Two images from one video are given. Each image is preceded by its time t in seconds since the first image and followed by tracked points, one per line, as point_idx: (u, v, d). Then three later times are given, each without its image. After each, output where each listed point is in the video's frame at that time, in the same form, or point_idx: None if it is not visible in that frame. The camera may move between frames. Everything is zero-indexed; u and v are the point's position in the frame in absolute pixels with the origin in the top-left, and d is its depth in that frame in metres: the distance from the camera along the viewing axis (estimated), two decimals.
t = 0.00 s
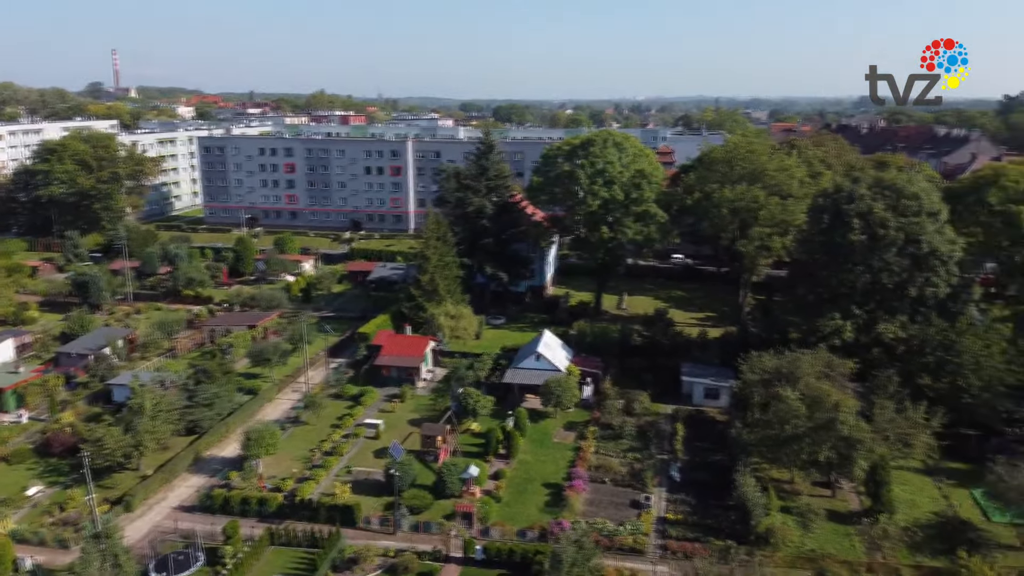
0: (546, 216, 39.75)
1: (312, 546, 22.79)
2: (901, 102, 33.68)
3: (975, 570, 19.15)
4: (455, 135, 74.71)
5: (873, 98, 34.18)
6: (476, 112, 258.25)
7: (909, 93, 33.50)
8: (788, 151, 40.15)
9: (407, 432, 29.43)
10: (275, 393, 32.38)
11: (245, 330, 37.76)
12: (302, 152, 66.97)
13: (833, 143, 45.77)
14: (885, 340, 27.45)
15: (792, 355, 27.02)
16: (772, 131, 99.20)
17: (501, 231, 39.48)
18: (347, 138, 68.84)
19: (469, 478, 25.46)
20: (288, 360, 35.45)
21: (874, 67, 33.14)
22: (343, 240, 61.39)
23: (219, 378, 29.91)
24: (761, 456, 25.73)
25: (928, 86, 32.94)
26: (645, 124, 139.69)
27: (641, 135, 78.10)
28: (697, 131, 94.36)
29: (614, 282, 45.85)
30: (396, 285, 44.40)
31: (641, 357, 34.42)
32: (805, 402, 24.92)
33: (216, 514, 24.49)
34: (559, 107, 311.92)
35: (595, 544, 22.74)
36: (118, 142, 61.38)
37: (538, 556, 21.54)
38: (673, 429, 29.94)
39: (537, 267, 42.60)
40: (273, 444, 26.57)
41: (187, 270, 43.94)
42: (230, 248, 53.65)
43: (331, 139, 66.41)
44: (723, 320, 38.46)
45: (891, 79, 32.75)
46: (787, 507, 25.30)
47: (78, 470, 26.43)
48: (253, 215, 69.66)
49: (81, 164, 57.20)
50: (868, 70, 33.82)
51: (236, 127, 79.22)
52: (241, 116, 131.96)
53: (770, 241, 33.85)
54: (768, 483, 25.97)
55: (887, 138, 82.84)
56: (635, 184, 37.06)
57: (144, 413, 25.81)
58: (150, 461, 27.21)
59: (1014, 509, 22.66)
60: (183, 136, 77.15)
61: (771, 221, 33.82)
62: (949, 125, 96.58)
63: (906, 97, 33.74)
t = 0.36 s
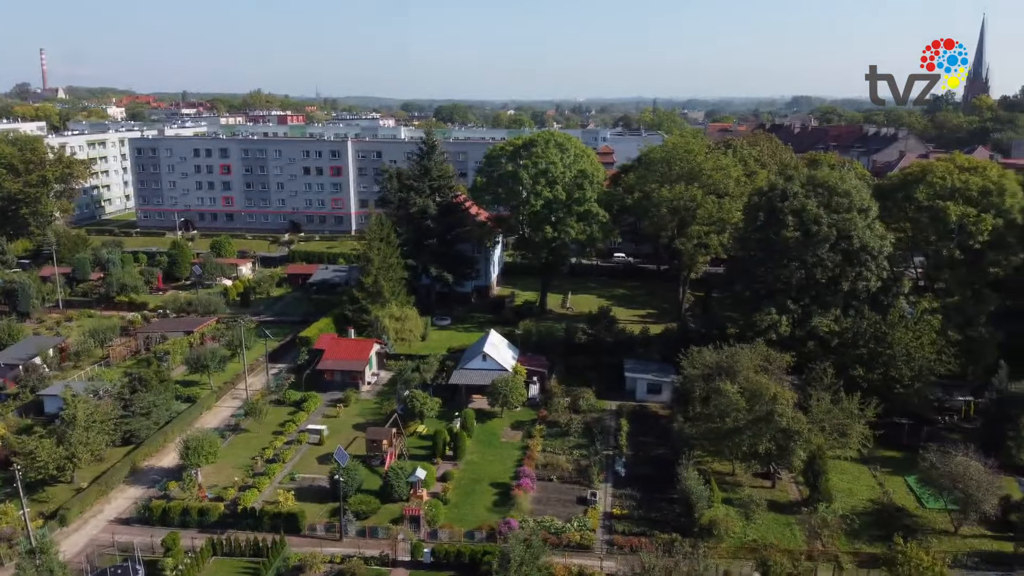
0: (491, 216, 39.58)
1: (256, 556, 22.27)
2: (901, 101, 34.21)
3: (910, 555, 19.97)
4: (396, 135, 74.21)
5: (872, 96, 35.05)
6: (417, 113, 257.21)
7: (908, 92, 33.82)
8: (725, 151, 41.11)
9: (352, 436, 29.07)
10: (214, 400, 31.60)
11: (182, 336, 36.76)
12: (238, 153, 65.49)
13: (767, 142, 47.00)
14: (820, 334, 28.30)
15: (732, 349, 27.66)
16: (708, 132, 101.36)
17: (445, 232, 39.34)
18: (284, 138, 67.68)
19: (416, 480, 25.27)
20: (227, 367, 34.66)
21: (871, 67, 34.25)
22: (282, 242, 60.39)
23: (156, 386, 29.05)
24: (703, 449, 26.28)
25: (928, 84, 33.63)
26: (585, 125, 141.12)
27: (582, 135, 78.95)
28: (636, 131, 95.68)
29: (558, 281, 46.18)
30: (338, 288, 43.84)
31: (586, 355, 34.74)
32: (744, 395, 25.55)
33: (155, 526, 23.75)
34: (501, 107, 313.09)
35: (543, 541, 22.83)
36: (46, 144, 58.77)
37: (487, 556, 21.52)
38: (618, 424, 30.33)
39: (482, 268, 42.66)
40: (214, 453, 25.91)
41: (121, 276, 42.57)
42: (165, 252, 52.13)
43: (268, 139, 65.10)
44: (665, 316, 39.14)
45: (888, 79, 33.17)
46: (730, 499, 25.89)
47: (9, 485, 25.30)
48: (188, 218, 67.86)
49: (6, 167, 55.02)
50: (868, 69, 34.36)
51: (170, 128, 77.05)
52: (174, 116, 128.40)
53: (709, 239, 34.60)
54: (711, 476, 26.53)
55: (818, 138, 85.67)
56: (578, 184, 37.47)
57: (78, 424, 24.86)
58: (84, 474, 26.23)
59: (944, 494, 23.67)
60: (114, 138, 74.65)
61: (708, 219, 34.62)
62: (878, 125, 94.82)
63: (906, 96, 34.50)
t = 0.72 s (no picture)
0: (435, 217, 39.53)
1: (198, 567, 21.64)
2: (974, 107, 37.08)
3: (850, 542, 20.63)
4: (336, 135, 73.26)
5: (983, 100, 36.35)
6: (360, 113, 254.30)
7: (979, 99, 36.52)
8: (663, 151, 41.83)
9: (296, 442, 28.58)
10: (151, 409, 30.68)
11: (116, 343, 35.58)
12: (172, 154, 63.73)
13: (704, 142, 47.94)
14: (758, 329, 28.99)
15: (673, 344, 28.15)
16: (648, 132, 102.95)
17: (388, 232, 38.98)
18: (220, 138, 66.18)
19: (362, 485, 24.96)
20: (164, 374, 33.69)
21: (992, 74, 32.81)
22: (219, 245, 59.00)
23: (90, 396, 28.05)
24: (647, 444, 26.69)
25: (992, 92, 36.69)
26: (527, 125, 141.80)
27: (524, 135, 79.33)
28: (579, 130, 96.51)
29: (503, 281, 46.25)
30: (278, 291, 43.05)
31: (532, 354, 34.89)
32: (686, 390, 26.05)
33: (92, 539, 22.92)
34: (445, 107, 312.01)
35: (491, 541, 22.79)
36: None
37: (436, 559, 21.39)
38: (564, 422, 30.55)
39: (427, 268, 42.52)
40: (152, 463, 25.14)
41: (50, 282, 41.00)
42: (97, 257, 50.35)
43: (203, 140, 63.54)
44: (608, 314, 39.58)
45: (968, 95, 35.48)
46: (675, 492, 26.34)
47: None
48: (121, 221, 65.69)
49: None
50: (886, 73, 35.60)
51: (101, 129, 74.56)
52: (105, 117, 124.37)
53: (649, 238, 35.14)
54: (656, 470, 26.96)
55: (754, 137, 87.83)
56: (521, 184, 37.76)
57: (9, 436, 23.78)
58: (15, 488, 25.09)
59: (880, 482, 24.52)
60: (42, 140, 71.83)
61: (648, 219, 35.22)
62: (812, 125, 94.73)
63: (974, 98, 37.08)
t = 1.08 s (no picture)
0: (378, 218, 39.21)
1: None
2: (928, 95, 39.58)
3: (791, 531, 21.18)
4: (274, 134, 71.99)
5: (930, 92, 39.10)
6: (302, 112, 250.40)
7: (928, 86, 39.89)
8: (605, 151, 42.38)
9: (238, 450, 27.99)
10: (86, 419, 29.65)
11: (47, 352, 34.30)
12: (103, 156, 61.69)
13: (644, 142, 48.66)
14: (697, 324, 29.45)
15: (617, 341, 28.49)
16: (591, 132, 103.95)
17: (330, 233, 38.52)
18: (153, 139, 64.43)
19: (307, 491, 24.55)
20: (98, 383, 32.61)
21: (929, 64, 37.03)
22: (154, 249, 57.40)
23: (20, 407, 26.95)
24: (594, 440, 26.94)
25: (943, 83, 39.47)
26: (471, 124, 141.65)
27: (467, 135, 79.40)
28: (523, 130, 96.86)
29: (448, 281, 46.17)
30: (218, 295, 42.15)
31: (478, 354, 34.96)
32: (630, 385, 26.35)
33: (26, 554, 22.05)
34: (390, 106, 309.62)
35: (440, 543, 22.68)
36: None
37: (384, 563, 21.19)
38: (512, 421, 30.67)
39: (370, 270, 41.92)
40: (88, 474, 24.29)
41: None
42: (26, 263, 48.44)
43: (136, 141, 61.70)
44: (554, 312, 39.90)
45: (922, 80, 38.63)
46: (621, 487, 26.65)
47: None
48: (50, 226, 63.38)
49: None
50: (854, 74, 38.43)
51: (27, 130, 71.76)
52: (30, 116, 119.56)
53: (593, 237, 35.60)
54: (602, 466, 27.25)
55: (692, 136, 89.54)
56: (465, 184, 37.81)
57: None
58: None
59: (818, 471, 25.20)
60: None
61: (591, 218, 35.66)
62: (747, 125, 94.92)
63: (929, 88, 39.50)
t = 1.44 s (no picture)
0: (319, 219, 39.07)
1: None
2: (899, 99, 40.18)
3: (735, 522, 21.61)
4: (211, 134, 70.52)
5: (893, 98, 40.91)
6: (241, 112, 245.33)
7: (908, 92, 39.95)
8: (548, 151, 42.70)
9: (177, 459, 27.28)
10: (16, 431, 28.51)
11: None
12: (31, 158, 59.33)
13: (586, 142, 49.19)
14: (640, 321, 29.91)
15: (563, 339, 28.71)
16: (534, 132, 104.44)
17: (269, 235, 37.84)
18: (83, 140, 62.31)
19: (250, 499, 24.04)
20: (29, 394, 31.39)
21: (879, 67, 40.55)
22: (86, 254, 55.56)
23: None
24: (541, 438, 27.10)
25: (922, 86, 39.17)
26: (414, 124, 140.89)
27: (410, 134, 78.99)
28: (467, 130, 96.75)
29: (393, 282, 45.88)
30: (154, 300, 41.04)
31: (425, 355, 34.86)
32: (576, 382, 26.56)
33: None
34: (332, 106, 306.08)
35: (388, 547, 22.49)
36: None
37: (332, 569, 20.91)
38: (459, 422, 30.66)
39: (312, 272, 41.47)
40: (21, 488, 23.35)
41: None
42: None
43: (65, 142, 59.52)
44: (500, 312, 40.04)
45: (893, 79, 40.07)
46: (569, 483, 26.88)
47: None
48: None
49: None
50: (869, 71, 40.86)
51: None
52: None
53: (538, 236, 35.88)
54: (550, 463, 27.44)
55: (633, 136, 90.91)
56: (408, 184, 37.68)
57: None
58: None
59: (759, 462, 25.81)
60: None
61: (536, 217, 35.93)
62: (684, 125, 96.71)
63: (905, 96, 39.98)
